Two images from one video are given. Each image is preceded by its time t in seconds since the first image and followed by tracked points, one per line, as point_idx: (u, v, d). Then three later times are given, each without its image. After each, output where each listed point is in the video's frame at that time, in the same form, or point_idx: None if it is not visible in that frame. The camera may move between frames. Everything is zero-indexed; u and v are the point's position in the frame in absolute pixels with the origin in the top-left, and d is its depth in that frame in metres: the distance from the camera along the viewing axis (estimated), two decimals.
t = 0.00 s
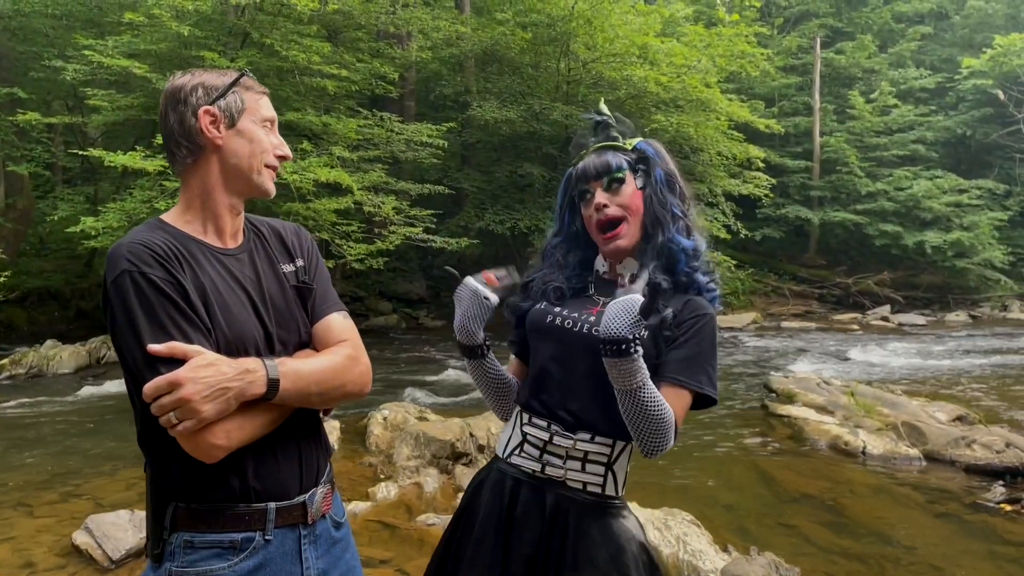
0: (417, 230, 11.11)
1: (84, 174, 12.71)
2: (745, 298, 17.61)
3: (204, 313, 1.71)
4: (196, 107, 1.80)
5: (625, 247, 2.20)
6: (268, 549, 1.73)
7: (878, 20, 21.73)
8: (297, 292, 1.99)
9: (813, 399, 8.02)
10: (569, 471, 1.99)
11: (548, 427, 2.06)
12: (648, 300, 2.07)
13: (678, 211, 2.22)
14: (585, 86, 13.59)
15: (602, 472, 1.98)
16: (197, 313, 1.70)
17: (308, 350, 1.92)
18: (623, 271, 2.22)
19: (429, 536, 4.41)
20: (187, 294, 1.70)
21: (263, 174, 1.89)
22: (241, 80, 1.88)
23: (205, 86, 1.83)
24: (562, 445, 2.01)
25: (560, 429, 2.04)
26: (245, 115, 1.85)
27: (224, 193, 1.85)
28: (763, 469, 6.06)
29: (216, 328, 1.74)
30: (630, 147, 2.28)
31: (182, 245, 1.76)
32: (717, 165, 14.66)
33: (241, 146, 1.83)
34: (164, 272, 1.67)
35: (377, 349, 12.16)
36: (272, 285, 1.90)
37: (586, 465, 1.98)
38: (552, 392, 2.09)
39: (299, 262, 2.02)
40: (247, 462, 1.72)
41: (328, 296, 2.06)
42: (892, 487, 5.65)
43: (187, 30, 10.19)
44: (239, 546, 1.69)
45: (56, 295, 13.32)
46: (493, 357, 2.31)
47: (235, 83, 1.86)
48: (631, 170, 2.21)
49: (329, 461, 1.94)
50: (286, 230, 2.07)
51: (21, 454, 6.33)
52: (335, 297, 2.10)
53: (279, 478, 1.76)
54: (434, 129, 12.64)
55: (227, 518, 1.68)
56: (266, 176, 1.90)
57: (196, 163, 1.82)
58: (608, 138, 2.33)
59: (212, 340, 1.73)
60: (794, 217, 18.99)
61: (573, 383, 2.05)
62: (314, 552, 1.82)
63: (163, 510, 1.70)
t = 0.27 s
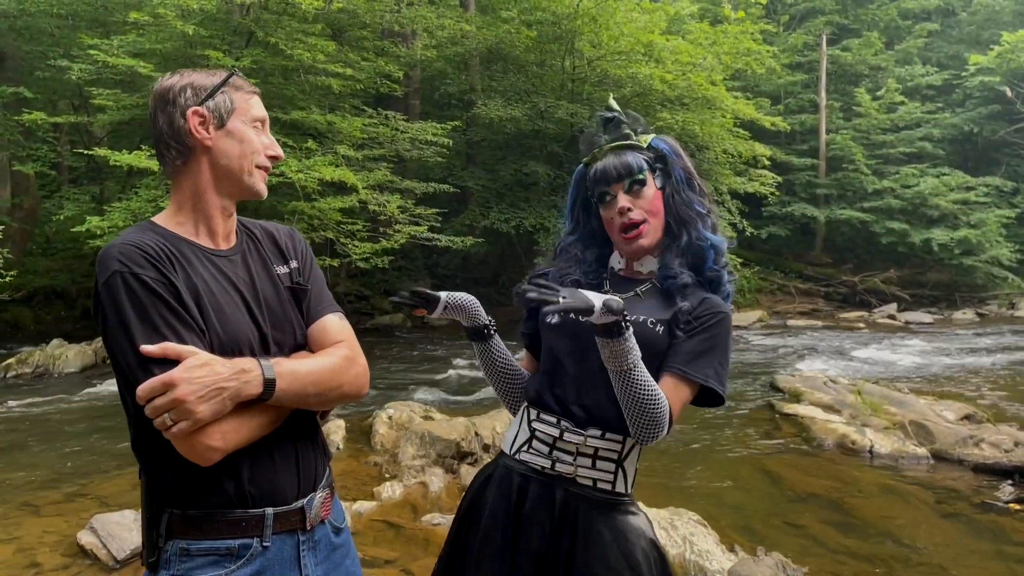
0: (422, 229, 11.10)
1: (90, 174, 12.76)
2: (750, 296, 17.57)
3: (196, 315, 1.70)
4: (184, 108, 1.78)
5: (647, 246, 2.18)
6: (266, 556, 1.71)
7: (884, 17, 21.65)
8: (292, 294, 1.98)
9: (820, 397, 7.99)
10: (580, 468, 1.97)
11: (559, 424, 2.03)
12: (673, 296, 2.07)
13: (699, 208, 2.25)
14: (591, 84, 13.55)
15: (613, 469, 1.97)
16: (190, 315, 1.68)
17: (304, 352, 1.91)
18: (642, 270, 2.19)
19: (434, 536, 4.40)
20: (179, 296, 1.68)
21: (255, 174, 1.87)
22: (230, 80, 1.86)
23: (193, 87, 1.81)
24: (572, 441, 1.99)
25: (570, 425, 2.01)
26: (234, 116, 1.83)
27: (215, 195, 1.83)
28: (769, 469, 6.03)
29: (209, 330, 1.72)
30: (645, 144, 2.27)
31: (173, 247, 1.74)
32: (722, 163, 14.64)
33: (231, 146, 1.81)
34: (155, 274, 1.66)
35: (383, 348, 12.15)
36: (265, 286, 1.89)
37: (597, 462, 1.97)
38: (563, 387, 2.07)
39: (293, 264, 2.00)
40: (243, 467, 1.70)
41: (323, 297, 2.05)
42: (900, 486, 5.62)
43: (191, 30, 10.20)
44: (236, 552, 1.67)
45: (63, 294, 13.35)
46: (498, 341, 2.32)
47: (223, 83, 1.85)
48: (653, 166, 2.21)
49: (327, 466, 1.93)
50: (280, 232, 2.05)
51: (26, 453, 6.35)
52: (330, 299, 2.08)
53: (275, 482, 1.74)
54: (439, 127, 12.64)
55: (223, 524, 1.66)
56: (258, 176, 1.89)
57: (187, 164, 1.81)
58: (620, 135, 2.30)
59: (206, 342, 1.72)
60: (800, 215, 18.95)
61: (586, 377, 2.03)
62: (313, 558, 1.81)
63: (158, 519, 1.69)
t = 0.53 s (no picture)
0: (432, 226, 11.10)
1: (101, 171, 12.80)
2: (761, 293, 17.49)
3: (191, 317, 1.68)
4: (176, 106, 1.77)
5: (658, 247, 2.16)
6: (272, 559, 1.70)
7: (895, 12, 21.51)
8: (293, 290, 1.96)
9: (831, 395, 7.94)
10: (592, 471, 1.95)
11: (570, 426, 2.01)
12: (686, 298, 2.06)
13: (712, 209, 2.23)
14: (600, 80, 13.49)
15: (625, 472, 1.94)
16: (184, 317, 1.67)
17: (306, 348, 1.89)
18: (655, 270, 2.17)
19: (444, 533, 4.39)
20: (173, 298, 1.67)
21: (249, 172, 1.85)
22: (223, 78, 1.85)
23: (184, 84, 1.80)
24: (584, 444, 1.97)
25: (582, 427, 1.99)
26: (227, 112, 1.82)
27: (208, 193, 1.81)
28: (780, 467, 6.00)
29: (205, 332, 1.71)
30: (657, 144, 2.24)
31: (167, 249, 1.73)
32: (733, 159, 14.58)
33: (224, 143, 1.80)
34: (148, 277, 1.65)
35: (392, 345, 12.16)
36: (264, 284, 1.87)
37: (609, 465, 1.95)
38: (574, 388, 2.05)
39: (293, 260, 1.98)
40: (246, 468, 1.69)
41: (326, 292, 2.03)
42: (913, 484, 5.58)
43: (201, 28, 10.22)
44: (241, 554, 1.66)
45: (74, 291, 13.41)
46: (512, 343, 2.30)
47: (215, 79, 1.83)
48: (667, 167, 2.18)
49: (336, 467, 1.91)
50: (280, 228, 2.04)
51: (37, 450, 6.37)
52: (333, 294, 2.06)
53: (280, 483, 1.73)
54: (448, 124, 12.62)
55: (228, 526, 1.66)
56: (253, 174, 1.87)
57: (180, 163, 1.80)
58: (631, 135, 2.28)
59: (202, 343, 1.70)
60: (811, 212, 18.85)
61: (597, 379, 2.02)
62: (320, 561, 1.80)
63: (164, 518, 1.69)
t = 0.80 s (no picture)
0: (442, 223, 11.09)
1: (112, 168, 12.84)
2: (773, 290, 17.40)
3: (189, 325, 1.66)
4: (167, 106, 1.76)
5: (659, 243, 2.13)
6: (281, 562, 1.69)
7: (909, 7, 21.35)
8: (295, 288, 1.93)
9: (844, 393, 7.89)
10: (601, 476, 1.92)
11: (577, 431, 1.98)
12: (688, 295, 2.02)
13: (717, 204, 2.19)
14: (611, 76, 13.43)
15: (634, 477, 1.92)
16: (181, 325, 1.65)
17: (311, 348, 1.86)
18: (655, 267, 2.14)
19: (453, 532, 4.37)
20: (168, 307, 1.65)
21: (245, 170, 1.83)
22: (215, 74, 1.83)
23: (176, 81, 1.78)
24: (594, 448, 1.94)
25: (589, 432, 1.97)
26: (220, 110, 1.80)
27: (204, 194, 1.79)
28: (792, 466, 5.95)
29: (204, 338, 1.69)
30: (664, 136, 2.20)
31: (164, 255, 1.71)
32: (744, 155, 14.49)
33: (218, 141, 1.78)
34: (142, 286, 1.63)
35: (403, 342, 12.16)
36: (266, 285, 1.84)
37: (617, 470, 1.92)
38: (578, 392, 2.03)
39: (295, 258, 1.95)
40: (253, 473, 1.67)
41: (331, 288, 1.99)
42: (926, 484, 5.53)
43: (211, 26, 10.24)
44: (249, 559, 1.65)
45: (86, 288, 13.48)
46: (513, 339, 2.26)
47: (207, 76, 1.81)
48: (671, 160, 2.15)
49: (346, 469, 1.89)
50: (282, 225, 2.01)
51: (49, 447, 6.39)
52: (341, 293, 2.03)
53: (288, 486, 1.71)
54: (458, 121, 12.59)
55: (235, 531, 1.64)
56: (250, 172, 1.85)
57: (174, 164, 1.78)
58: (637, 127, 2.24)
59: (201, 351, 1.68)
60: (823, 208, 18.73)
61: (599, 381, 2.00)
62: (330, 565, 1.78)
63: (173, 523, 1.68)
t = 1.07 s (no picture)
0: (451, 221, 11.07)
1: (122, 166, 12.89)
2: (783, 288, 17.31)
3: (184, 334, 1.65)
4: (155, 108, 1.74)
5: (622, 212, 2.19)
6: (280, 569, 1.68)
7: (921, 3, 21.20)
8: (295, 291, 1.91)
9: (854, 392, 7.84)
10: (634, 456, 2.01)
11: (600, 418, 2.02)
12: (653, 268, 2.11)
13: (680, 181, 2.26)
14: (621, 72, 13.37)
15: (662, 446, 2.04)
16: (176, 334, 1.64)
17: (312, 353, 1.84)
18: (609, 236, 2.18)
19: (460, 532, 4.35)
20: (163, 316, 1.64)
21: (239, 169, 1.80)
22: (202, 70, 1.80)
23: (162, 82, 1.76)
24: (622, 431, 2.01)
25: (611, 415, 2.02)
26: (208, 109, 1.77)
27: (198, 196, 1.77)
28: (802, 466, 5.91)
29: (200, 347, 1.68)
30: (638, 103, 2.22)
31: (160, 264, 1.70)
32: (754, 153, 14.42)
33: (208, 141, 1.75)
34: (136, 296, 1.62)
35: (412, 340, 12.16)
36: (264, 290, 1.83)
37: (647, 445, 2.02)
38: (588, 385, 2.03)
39: (295, 259, 1.93)
40: (251, 483, 1.67)
41: (332, 291, 1.97)
42: (937, 485, 5.48)
43: (221, 24, 10.26)
44: (248, 567, 1.65)
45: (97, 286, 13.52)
46: (467, 316, 2.17)
47: (193, 74, 1.79)
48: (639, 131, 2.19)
49: (347, 475, 1.88)
50: (283, 226, 1.99)
51: (58, 444, 6.40)
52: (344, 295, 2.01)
53: (288, 494, 1.70)
54: (467, 118, 12.58)
55: (234, 540, 1.64)
56: (245, 170, 1.81)
57: (166, 167, 1.77)
58: (612, 83, 2.23)
59: (197, 360, 1.67)
60: (834, 206, 18.64)
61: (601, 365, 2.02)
62: (331, 570, 1.77)
63: (171, 532, 1.68)
